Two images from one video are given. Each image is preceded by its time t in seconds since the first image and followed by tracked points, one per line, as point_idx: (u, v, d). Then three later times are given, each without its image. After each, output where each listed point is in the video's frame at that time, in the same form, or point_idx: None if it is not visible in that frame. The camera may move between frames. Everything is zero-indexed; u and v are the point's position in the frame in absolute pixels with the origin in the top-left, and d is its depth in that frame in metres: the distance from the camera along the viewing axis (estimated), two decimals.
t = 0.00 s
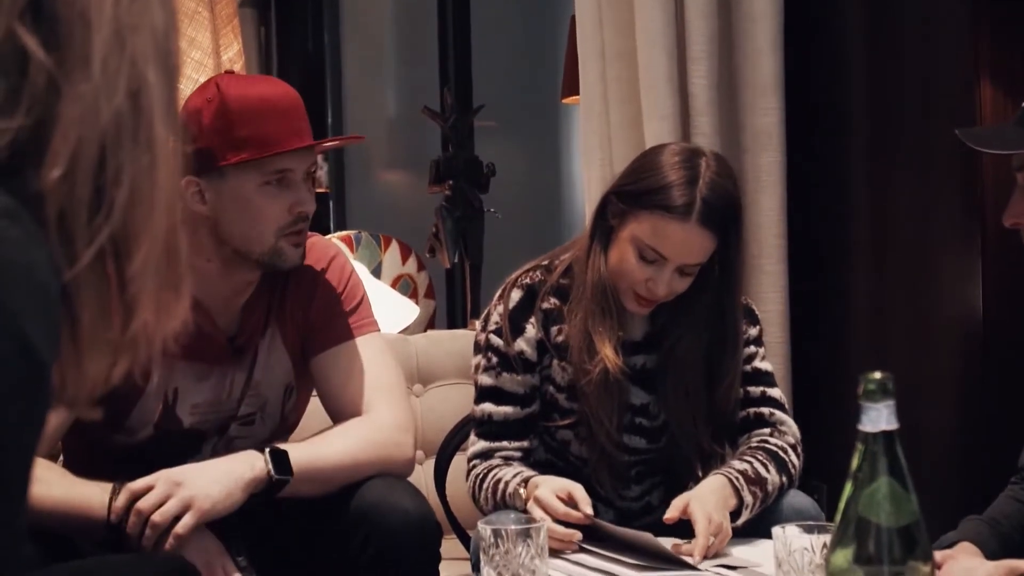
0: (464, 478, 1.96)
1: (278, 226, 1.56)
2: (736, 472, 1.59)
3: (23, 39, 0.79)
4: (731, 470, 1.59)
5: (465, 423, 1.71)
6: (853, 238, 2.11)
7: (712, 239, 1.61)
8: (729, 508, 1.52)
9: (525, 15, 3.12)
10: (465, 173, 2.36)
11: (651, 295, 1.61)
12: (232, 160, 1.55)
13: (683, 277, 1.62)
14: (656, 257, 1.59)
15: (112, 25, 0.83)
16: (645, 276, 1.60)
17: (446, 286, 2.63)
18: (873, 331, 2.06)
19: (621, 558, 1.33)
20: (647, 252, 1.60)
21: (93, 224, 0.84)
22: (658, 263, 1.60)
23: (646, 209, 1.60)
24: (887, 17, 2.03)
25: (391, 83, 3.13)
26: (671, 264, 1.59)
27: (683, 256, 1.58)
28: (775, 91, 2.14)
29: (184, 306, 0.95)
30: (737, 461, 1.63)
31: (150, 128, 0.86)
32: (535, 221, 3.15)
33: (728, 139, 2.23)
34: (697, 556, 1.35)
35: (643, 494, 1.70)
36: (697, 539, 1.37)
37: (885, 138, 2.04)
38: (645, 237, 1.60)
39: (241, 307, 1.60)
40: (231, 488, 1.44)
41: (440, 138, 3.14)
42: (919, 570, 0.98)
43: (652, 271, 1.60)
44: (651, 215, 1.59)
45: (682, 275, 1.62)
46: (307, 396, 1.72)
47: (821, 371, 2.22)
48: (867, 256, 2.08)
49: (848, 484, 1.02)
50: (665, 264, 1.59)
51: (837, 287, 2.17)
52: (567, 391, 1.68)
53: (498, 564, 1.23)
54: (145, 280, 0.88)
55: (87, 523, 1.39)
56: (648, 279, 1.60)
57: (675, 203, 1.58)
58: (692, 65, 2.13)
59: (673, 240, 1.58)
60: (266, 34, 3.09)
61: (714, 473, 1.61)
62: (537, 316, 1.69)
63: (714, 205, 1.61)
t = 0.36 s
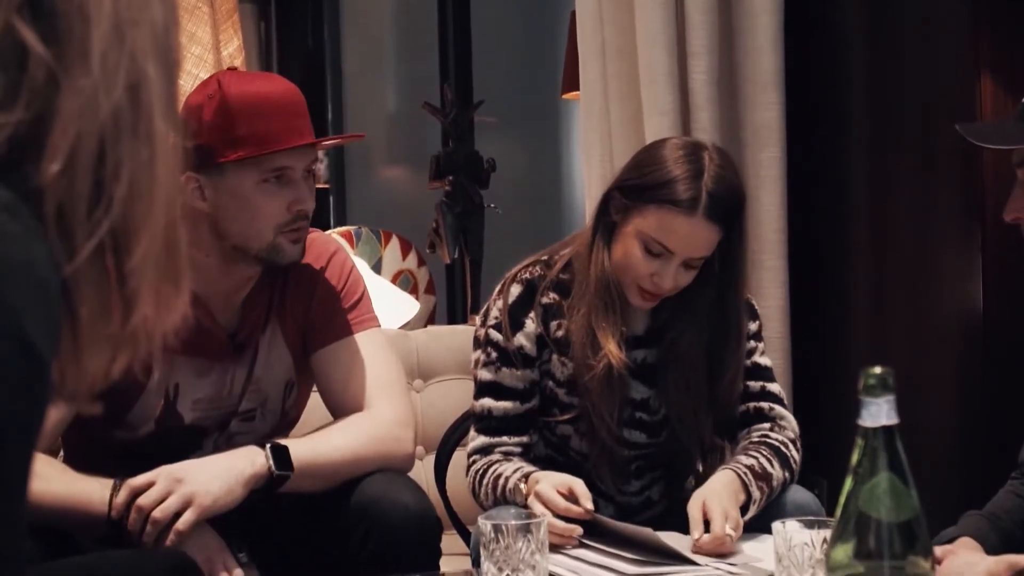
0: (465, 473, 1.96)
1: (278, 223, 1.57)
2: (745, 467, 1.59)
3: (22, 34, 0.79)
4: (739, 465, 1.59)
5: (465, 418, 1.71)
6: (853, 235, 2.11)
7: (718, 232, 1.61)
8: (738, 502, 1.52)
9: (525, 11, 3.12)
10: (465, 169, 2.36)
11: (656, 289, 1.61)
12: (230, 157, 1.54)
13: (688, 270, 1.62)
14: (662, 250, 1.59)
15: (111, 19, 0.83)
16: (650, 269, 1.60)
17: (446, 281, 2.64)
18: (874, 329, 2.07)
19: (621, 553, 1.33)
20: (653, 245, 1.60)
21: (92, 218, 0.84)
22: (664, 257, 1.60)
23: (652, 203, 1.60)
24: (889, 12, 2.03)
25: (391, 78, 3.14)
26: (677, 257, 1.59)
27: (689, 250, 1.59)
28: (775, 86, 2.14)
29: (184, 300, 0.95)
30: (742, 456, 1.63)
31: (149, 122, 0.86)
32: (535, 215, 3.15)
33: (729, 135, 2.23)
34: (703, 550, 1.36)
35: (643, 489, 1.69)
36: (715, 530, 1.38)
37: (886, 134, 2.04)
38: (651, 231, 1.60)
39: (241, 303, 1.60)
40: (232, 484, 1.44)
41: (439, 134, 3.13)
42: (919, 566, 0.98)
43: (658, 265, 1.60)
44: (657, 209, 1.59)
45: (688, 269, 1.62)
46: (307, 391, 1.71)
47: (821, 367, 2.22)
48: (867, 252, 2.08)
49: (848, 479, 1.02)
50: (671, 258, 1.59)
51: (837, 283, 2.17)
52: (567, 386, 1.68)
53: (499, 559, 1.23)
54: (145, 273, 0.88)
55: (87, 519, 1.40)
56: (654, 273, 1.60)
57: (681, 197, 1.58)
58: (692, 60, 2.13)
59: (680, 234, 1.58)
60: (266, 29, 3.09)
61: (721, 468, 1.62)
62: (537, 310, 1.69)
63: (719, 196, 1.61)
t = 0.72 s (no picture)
0: (465, 470, 1.96)
1: (278, 222, 1.56)
2: (744, 463, 1.59)
3: (21, 30, 0.79)
4: (739, 461, 1.60)
5: (466, 414, 1.71)
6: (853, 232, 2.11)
7: (721, 222, 1.61)
8: (738, 498, 1.52)
9: (526, 8, 3.12)
10: (465, 165, 2.35)
11: (661, 282, 1.62)
12: (231, 156, 1.54)
13: (692, 261, 1.63)
14: (666, 242, 1.60)
15: (109, 14, 0.83)
16: (654, 262, 1.60)
17: (446, 278, 2.64)
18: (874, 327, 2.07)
19: (620, 550, 1.34)
20: (657, 237, 1.60)
21: (90, 214, 0.84)
22: (667, 248, 1.60)
23: (655, 195, 1.60)
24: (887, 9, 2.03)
25: (391, 76, 3.14)
26: (681, 248, 1.59)
27: (694, 240, 1.59)
28: (775, 82, 2.14)
29: (182, 296, 0.95)
30: (742, 451, 1.63)
31: (146, 117, 0.87)
32: (534, 211, 3.14)
33: (729, 132, 2.22)
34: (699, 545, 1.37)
35: (645, 485, 1.70)
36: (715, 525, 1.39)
37: (885, 131, 2.04)
38: (655, 223, 1.60)
39: (241, 300, 1.60)
40: (231, 481, 1.44)
41: (439, 129, 3.14)
42: (919, 562, 0.98)
43: (661, 256, 1.60)
44: (661, 201, 1.59)
45: (692, 261, 1.63)
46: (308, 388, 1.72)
47: (821, 365, 2.22)
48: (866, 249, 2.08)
49: (848, 475, 1.02)
50: (674, 249, 1.59)
51: (836, 281, 2.18)
52: (569, 381, 1.68)
53: (498, 556, 1.23)
54: (144, 269, 0.88)
55: (87, 516, 1.40)
56: (658, 265, 1.60)
57: (683, 186, 1.58)
58: (691, 56, 2.13)
59: (684, 224, 1.58)
60: (265, 27, 3.09)
61: (721, 463, 1.62)
62: (539, 307, 1.69)
63: (721, 184, 1.61)
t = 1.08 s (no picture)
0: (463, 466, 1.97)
1: (277, 218, 1.56)
2: (742, 460, 1.59)
3: (15, 25, 0.78)
4: (737, 459, 1.60)
5: (464, 410, 1.71)
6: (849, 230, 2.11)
7: (715, 223, 1.60)
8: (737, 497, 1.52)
9: (524, 6, 3.12)
10: (463, 163, 2.35)
11: (656, 282, 1.61)
12: (231, 152, 1.54)
13: (687, 264, 1.62)
14: (660, 246, 1.59)
15: (103, 9, 0.83)
16: (650, 265, 1.59)
17: (444, 275, 2.63)
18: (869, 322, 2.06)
19: (618, 547, 1.34)
20: (650, 240, 1.59)
21: (85, 209, 0.84)
22: (662, 252, 1.59)
23: (649, 199, 1.59)
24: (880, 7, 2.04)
25: (389, 73, 3.14)
26: (675, 252, 1.58)
27: (687, 243, 1.58)
28: (773, 79, 2.14)
29: (178, 293, 0.95)
30: (740, 449, 1.63)
31: (142, 113, 0.86)
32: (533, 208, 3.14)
33: (726, 129, 2.22)
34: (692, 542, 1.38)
35: (643, 482, 1.70)
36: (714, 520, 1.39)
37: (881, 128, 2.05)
38: (647, 225, 1.59)
39: (240, 297, 1.60)
40: (229, 479, 1.44)
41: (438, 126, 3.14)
42: (917, 559, 0.98)
43: (656, 259, 1.59)
44: (656, 206, 1.58)
45: (687, 261, 1.61)
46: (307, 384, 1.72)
47: (818, 363, 2.22)
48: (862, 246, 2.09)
49: (847, 472, 1.02)
50: (669, 253, 1.59)
51: (832, 278, 2.17)
52: (567, 379, 1.68)
53: (496, 553, 1.23)
54: (138, 265, 0.88)
55: (84, 513, 1.40)
56: (653, 267, 1.59)
57: (678, 192, 1.57)
58: (690, 54, 2.12)
59: (678, 229, 1.57)
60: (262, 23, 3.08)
61: (719, 461, 1.62)
62: (538, 305, 1.69)
63: (715, 188, 1.59)
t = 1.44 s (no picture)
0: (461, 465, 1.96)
1: (277, 214, 1.56)
2: (741, 459, 1.59)
3: (9, 21, 0.78)
4: (735, 458, 1.59)
5: (461, 410, 1.71)
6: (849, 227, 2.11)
7: (706, 213, 1.61)
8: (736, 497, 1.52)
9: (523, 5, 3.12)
10: (462, 161, 2.35)
11: (650, 277, 1.62)
12: (230, 149, 1.54)
13: (680, 254, 1.62)
14: (650, 237, 1.60)
15: (97, 5, 0.82)
16: (643, 257, 1.60)
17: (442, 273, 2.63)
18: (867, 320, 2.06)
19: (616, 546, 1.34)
20: (642, 233, 1.60)
21: (81, 206, 0.84)
22: (653, 243, 1.60)
23: (637, 189, 1.60)
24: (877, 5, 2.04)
25: (388, 71, 3.14)
26: (666, 241, 1.59)
27: (679, 233, 1.59)
28: (773, 77, 2.14)
29: (174, 290, 0.94)
30: (738, 448, 1.63)
31: (137, 109, 0.86)
32: (530, 206, 3.14)
33: (725, 128, 2.22)
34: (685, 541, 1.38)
35: (640, 480, 1.69)
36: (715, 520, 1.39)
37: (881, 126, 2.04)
38: (638, 218, 1.60)
39: (240, 293, 1.60)
40: (227, 477, 1.44)
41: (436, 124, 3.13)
42: (916, 558, 0.98)
43: (647, 251, 1.60)
44: (645, 198, 1.59)
45: (680, 253, 1.62)
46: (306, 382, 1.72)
47: (818, 361, 2.22)
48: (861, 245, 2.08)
49: (846, 470, 1.01)
50: (661, 243, 1.59)
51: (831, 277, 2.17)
52: (563, 377, 1.67)
53: (494, 551, 1.23)
54: (135, 261, 0.88)
55: (83, 512, 1.40)
56: (646, 260, 1.60)
57: (665, 179, 1.58)
58: (689, 52, 2.12)
59: (664, 216, 1.58)
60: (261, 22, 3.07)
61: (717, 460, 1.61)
62: (533, 303, 1.68)
63: (703, 176, 1.60)
